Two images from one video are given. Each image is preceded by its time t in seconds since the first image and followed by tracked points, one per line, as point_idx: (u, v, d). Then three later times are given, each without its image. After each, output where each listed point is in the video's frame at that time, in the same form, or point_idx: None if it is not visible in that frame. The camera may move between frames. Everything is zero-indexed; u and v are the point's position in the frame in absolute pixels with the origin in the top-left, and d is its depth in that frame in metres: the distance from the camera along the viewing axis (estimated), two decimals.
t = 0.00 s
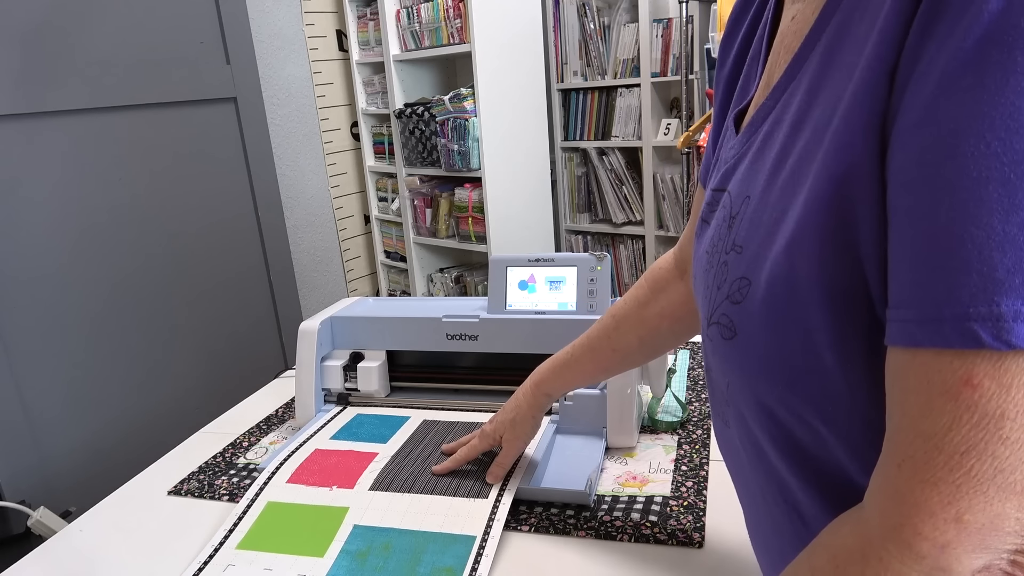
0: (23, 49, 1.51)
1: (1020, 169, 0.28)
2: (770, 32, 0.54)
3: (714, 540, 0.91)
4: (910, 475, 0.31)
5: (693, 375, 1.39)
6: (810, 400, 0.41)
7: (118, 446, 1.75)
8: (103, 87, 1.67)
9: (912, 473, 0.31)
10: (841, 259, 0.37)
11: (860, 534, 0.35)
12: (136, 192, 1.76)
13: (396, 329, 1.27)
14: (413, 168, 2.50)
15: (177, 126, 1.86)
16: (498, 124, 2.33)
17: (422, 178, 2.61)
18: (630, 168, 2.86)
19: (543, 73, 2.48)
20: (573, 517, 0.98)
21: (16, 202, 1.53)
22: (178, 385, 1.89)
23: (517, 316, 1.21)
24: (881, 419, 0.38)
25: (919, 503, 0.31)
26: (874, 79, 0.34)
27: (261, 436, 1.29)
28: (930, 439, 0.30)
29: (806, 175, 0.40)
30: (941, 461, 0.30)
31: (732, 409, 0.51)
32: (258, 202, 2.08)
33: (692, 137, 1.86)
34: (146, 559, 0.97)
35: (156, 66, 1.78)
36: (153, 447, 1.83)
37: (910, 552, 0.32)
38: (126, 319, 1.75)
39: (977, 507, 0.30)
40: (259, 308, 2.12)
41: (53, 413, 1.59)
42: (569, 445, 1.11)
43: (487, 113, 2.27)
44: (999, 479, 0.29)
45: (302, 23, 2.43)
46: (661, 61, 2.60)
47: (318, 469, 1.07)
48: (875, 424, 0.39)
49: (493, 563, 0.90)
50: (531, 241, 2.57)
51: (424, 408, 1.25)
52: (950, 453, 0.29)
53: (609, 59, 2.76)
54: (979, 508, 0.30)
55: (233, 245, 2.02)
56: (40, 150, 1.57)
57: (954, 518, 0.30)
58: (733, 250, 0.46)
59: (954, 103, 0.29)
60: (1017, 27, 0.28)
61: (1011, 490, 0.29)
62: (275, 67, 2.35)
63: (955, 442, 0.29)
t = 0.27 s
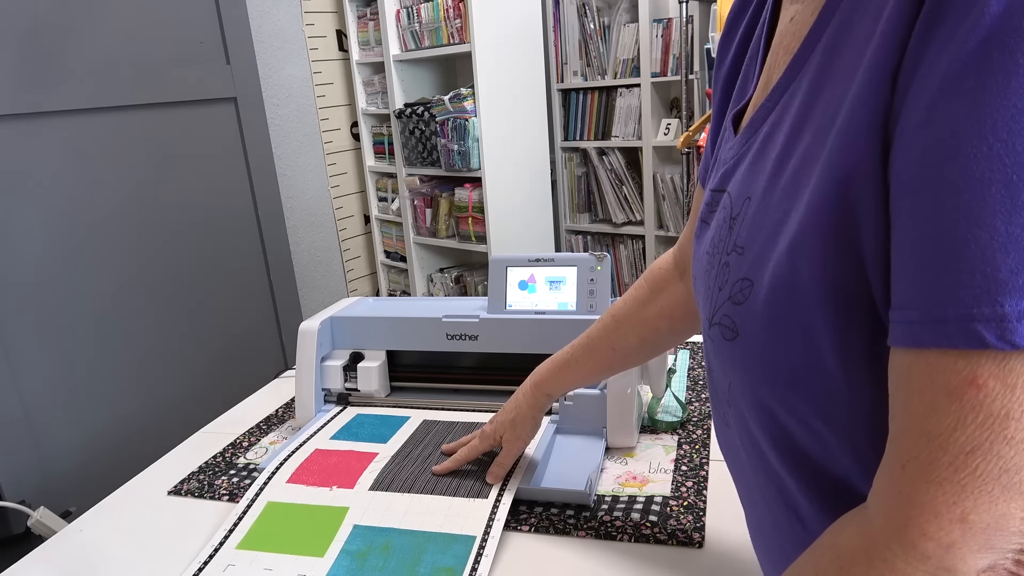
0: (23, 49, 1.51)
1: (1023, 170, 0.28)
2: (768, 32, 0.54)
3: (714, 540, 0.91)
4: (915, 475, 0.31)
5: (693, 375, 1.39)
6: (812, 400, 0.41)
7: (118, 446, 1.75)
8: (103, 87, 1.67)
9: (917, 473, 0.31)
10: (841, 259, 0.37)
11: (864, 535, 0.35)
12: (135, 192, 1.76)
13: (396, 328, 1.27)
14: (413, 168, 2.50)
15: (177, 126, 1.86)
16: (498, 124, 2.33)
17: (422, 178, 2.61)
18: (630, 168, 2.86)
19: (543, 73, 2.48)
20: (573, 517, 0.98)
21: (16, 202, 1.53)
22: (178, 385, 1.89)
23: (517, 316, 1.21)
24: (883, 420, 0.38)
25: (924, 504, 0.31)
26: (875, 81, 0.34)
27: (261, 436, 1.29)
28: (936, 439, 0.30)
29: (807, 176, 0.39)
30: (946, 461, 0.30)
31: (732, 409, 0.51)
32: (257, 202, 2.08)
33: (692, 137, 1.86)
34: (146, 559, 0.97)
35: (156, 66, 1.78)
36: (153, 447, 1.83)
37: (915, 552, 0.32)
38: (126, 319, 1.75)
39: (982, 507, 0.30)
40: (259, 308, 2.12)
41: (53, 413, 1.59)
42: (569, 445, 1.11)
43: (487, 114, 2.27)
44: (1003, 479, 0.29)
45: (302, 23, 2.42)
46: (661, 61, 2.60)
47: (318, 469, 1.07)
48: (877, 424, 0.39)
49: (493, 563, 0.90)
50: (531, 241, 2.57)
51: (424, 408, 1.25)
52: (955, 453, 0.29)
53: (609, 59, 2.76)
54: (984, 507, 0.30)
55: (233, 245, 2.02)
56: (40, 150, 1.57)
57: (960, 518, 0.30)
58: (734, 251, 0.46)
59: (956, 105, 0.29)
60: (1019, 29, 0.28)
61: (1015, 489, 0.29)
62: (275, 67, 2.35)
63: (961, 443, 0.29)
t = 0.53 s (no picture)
0: (23, 49, 1.51)
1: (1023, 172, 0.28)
2: (768, 33, 0.54)
3: (714, 540, 0.91)
4: (917, 476, 0.31)
5: (693, 374, 1.39)
6: (812, 401, 0.41)
7: (118, 446, 1.75)
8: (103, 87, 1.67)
9: (918, 475, 0.31)
10: (841, 259, 0.37)
11: (865, 535, 0.35)
12: (135, 192, 1.76)
13: (395, 329, 1.27)
14: (413, 168, 2.50)
15: (177, 126, 1.86)
16: (498, 124, 2.33)
17: (422, 178, 2.61)
18: (630, 168, 2.86)
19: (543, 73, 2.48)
20: (573, 517, 0.98)
21: (15, 202, 1.53)
22: (178, 384, 1.89)
23: (517, 316, 1.21)
24: (883, 420, 0.38)
25: (925, 505, 0.31)
26: (875, 83, 0.34)
27: (261, 436, 1.29)
28: (937, 440, 0.30)
29: (807, 178, 0.39)
30: (948, 463, 0.30)
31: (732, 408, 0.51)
32: (257, 201, 2.08)
33: (692, 137, 1.86)
34: (146, 559, 0.97)
35: (156, 66, 1.78)
36: (152, 447, 1.83)
37: (916, 553, 0.32)
38: (126, 319, 1.75)
39: (984, 508, 0.30)
40: (259, 308, 2.12)
41: (53, 412, 1.59)
42: (569, 446, 1.11)
43: (487, 114, 2.27)
44: (1005, 480, 0.29)
45: (302, 23, 2.42)
46: (661, 61, 2.60)
47: (318, 469, 1.07)
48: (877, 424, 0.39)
49: (493, 563, 0.90)
50: (531, 241, 2.57)
51: (424, 408, 1.25)
52: (956, 454, 0.29)
53: (609, 59, 2.76)
54: (985, 509, 0.30)
55: (233, 245, 2.02)
56: (41, 150, 1.57)
57: (961, 520, 0.30)
58: (734, 252, 0.47)
59: (957, 106, 0.29)
60: (1019, 30, 0.28)
61: (1017, 490, 0.29)
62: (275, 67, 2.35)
63: (962, 444, 0.29)
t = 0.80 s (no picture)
0: (23, 49, 1.51)
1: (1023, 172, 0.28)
2: (769, 33, 0.54)
3: (714, 540, 0.91)
4: (915, 479, 0.31)
5: (693, 375, 1.39)
6: (811, 402, 0.41)
7: (118, 446, 1.75)
8: (103, 87, 1.67)
9: (916, 477, 0.31)
10: (841, 259, 0.37)
11: (863, 537, 0.35)
12: (135, 192, 1.76)
13: (395, 329, 1.27)
14: (413, 168, 2.50)
15: (177, 126, 1.86)
16: (498, 124, 2.33)
17: (422, 178, 2.61)
18: (630, 168, 2.86)
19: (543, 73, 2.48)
20: (573, 517, 0.98)
21: (15, 202, 1.53)
22: (178, 384, 1.89)
23: (517, 316, 1.21)
24: (883, 421, 0.38)
25: (924, 507, 0.31)
26: (874, 83, 0.34)
27: (261, 436, 1.29)
28: (935, 443, 0.30)
29: (806, 178, 0.39)
30: (946, 465, 0.30)
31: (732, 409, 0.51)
32: (257, 202, 2.08)
33: (692, 137, 1.86)
34: (146, 558, 0.97)
35: (156, 66, 1.78)
36: (152, 447, 1.83)
37: (914, 555, 0.32)
38: (126, 319, 1.75)
39: (982, 510, 0.30)
40: (259, 308, 2.12)
41: (53, 412, 1.59)
42: (569, 446, 1.11)
43: (487, 114, 2.27)
44: (1003, 482, 0.29)
45: (302, 23, 2.42)
46: (661, 61, 2.60)
47: (318, 469, 1.07)
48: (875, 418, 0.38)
49: (493, 563, 0.90)
50: (532, 241, 2.57)
51: (424, 408, 1.25)
52: (954, 457, 0.29)
53: (609, 59, 2.76)
54: (983, 511, 0.30)
55: (233, 245, 2.02)
56: (41, 150, 1.57)
57: (959, 522, 0.30)
58: (734, 253, 0.47)
59: (957, 106, 0.29)
60: (1020, 30, 0.28)
61: (1016, 493, 0.29)
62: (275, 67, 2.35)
63: (960, 446, 0.29)
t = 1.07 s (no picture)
0: (23, 49, 1.51)
1: (1008, 169, 0.28)
2: (769, 32, 0.54)
3: (714, 540, 0.91)
4: (904, 477, 0.31)
5: (693, 375, 1.39)
6: (805, 400, 0.41)
7: (119, 446, 1.75)
8: (104, 87, 1.67)
9: (906, 476, 0.31)
10: (834, 256, 0.37)
11: (855, 535, 0.35)
12: (135, 192, 1.76)
13: (396, 329, 1.27)
14: (413, 168, 2.50)
15: (178, 126, 1.86)
16: (498, 124, 2.33)
17: (422, 178, 2.61)
18: (630, 168, 2.86)
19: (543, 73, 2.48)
20: (573, 517, 0.98)
21: (15, 202, 1.53)
22: (179, 384, 1.89)
23: (517, 316, 1.21)
24: (875, 420, 0.38)
25: (913, 506, 0.31)
26: (865, 81, 0.34)
27: (261, 436, 1.29)
28: (923, 441, 0.30)
29: (800, 177, 0.39)
30: (933, 463, 0.30)
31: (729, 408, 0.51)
32: (257, 201, 2.08)
33: (692, 137, 1.86)
34: (146, 558, 0.97)
35: (156, 66, 1.78)
36: (152, 447, 1.83)
37: (904, 554, 0.32)
38: (127, 319, 1.75)
39: (970, 509, 0.30)
40: (259, 308, 2.12)
41: (54, 412, 1.59)
42: (569, 446, 1.11)
43: (487, 114, 2.27)
44: (991, 481, 0.29)
45: (302, 23, 2.42)
46: (661, 61, 2.60)
47: (318, 469, 1.07)
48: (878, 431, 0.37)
49: (493, 563, 0.90)
50: (532, 242, 2.57)
51: (424, 408, 1.25)
52: (942, 455, 0.29)
53: (610, 59, 2.76)
54: (971, 510, 0.30)
55: (232, 245, 2.02)
56: (41, 150, 1.57)
57: (947, 521, 0.30)
58: (729, 252, 0.47)
59: (944, 103, 0.29)
60: (1006, 27, 0.28)
61: (1005, 492, 0.29)
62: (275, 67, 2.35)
63: (947, 444, 0.29)
